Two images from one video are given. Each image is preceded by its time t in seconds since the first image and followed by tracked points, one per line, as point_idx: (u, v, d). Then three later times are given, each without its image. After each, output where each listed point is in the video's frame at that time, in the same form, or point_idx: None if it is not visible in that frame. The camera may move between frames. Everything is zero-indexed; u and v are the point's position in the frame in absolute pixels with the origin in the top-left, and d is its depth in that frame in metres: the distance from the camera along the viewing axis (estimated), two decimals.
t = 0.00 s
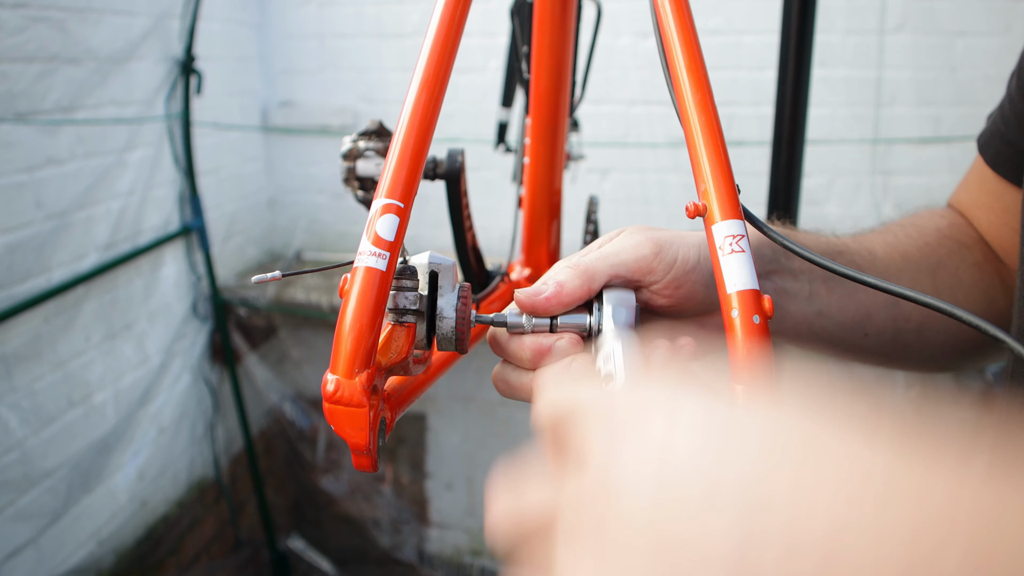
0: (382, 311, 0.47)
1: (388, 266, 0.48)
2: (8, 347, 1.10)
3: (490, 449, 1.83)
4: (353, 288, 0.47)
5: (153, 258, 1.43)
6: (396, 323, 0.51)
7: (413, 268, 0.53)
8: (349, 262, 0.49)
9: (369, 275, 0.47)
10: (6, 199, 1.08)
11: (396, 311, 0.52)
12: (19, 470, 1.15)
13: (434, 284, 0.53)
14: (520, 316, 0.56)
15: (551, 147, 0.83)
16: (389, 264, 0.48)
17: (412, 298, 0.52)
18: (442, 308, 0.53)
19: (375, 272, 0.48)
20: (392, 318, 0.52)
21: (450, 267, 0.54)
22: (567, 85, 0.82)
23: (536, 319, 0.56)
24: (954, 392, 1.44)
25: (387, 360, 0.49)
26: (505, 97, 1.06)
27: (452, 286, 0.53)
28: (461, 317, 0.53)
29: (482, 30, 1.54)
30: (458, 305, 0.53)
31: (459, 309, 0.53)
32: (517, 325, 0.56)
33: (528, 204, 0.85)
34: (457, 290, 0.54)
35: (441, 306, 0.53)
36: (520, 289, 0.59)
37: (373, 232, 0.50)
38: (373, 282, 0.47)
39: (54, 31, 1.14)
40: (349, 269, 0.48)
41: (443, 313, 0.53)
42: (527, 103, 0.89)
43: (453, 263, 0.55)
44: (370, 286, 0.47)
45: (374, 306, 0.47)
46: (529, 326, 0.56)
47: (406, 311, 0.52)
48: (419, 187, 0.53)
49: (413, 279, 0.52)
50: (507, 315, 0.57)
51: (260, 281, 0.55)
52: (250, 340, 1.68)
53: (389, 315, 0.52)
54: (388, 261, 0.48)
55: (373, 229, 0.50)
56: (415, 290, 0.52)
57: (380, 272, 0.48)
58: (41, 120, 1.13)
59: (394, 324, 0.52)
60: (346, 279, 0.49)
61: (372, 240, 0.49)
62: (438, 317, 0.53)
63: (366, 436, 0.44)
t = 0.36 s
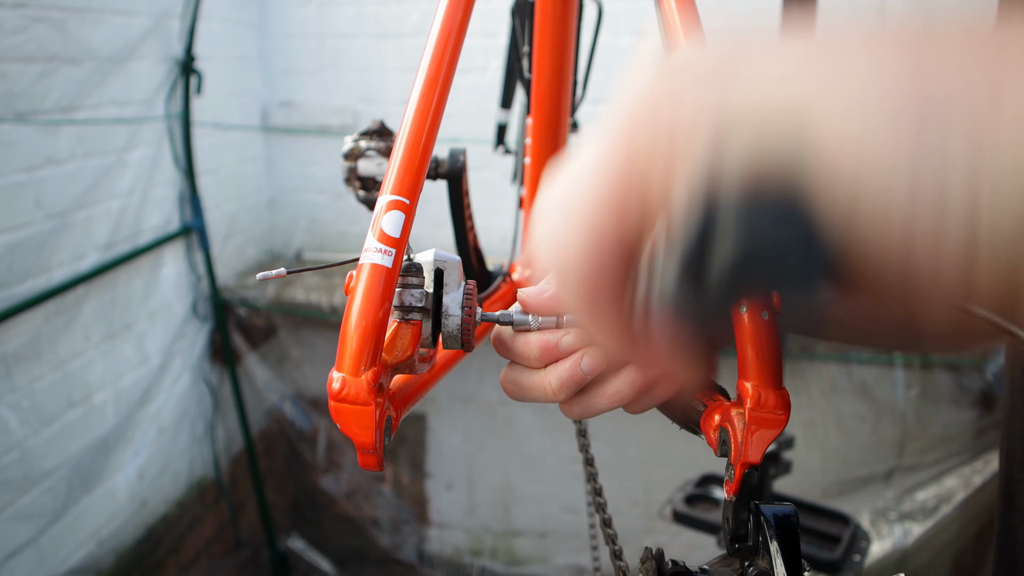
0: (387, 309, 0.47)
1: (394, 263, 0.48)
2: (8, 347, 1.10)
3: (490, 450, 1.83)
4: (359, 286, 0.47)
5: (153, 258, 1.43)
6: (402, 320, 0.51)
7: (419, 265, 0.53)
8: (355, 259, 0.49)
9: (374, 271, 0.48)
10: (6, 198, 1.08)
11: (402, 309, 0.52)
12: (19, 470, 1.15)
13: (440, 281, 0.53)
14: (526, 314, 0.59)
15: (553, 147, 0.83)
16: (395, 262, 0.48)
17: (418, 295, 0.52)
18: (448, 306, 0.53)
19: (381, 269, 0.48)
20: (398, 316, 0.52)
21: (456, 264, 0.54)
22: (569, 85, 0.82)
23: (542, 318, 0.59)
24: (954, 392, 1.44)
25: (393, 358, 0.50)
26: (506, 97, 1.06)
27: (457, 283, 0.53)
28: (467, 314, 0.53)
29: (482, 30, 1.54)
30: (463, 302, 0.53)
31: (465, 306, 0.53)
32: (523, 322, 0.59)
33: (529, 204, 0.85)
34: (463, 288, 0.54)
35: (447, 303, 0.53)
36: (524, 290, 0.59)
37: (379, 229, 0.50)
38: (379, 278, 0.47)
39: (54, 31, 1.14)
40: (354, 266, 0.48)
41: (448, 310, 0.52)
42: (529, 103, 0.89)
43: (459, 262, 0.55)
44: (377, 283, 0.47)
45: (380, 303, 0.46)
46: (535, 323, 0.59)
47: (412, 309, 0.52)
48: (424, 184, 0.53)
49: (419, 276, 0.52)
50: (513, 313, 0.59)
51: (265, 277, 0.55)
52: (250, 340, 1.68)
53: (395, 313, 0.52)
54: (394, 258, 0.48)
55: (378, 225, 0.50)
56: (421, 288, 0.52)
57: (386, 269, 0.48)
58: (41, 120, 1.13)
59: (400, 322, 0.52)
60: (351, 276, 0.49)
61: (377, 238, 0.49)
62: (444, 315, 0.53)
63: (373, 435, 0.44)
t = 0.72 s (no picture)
0: (389, 308, 0.47)
1: (396, 262, 0.48)
2: (8, 347, 1.10)
3: (490, 449, 1.83)
4: (360, 284, 0.47)
5: (153, 258, 1.43)
6: (404, 319, 0.51)
7: (420, 263, 0.52)
8: (357, 258, 0.49)
9: (376, 270, 0.47)
10: (5, 198, 1.08)
11: (404, 308, 0.52)
12: (19, 470, 1.15)
13: (442, 280, 0.54)
14: (527, 312, 0.59)
15: (554, 147, 0.83)
16: (397, 260, 0.48)
17: (421, 294, 0.51)
18: (450, 305, 0.55)
19: (382, 267, 0.47)
20: (400, 315, 0.52)
21: (458, 263, 0.55)
22: (570, 85, 0.82)
23: (545, 316, 0.58)
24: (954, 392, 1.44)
25: (395, 357, 0.49)
26: (506, 97, 1.07)
27: (459, 282, 0.54)
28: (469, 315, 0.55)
29: (482, 30, 1.54)
30: (465, 301, 0.55)
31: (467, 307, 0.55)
32: (525, 321, 0.59)
33: (530, 204, 0.85)
34: (464, 288, 0.55)
35: (449, 302, 0.54)
36: (471, 257, 0.63)
37: (380, 227, 0.50)
38: (381, 277, 0.47)
39: (54, 31, 1.14)
40: (356, 265, 0.48)
41: (451, 310, 0.54)
42: (529, 104, 0.89)
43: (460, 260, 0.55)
44: (378, 281, 0.47)
45: (382, 303, 0.46)
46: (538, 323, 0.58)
47: (413, 308, 0.52)
48: (426, 183, 0.53)
49: (422, 275, 0.52)
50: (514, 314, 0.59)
51: (266, 276, 0.54)
52: (250, 340, 1.68)
53: (397, 311, 0.52)
54: (396, 256, 0.48)
55: (380, 224, 0.50)
56: (422, 287, 0.52)
57: (388, 268, 0.48)
58: (41, 120, 1.13)
59: (402, 321, 0.52)
60: (354, 275, 0.49)
61: (379, 236, 0.49)
62: (446, 314, 0.55)
63: (375, 435, 0.44)
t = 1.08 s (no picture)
0: (381, 302, 0.47)
1: (388, 256, 0.48)
2: (8, 347, 1.10)
3: (490, 449, 1.83)
4: (353, 278, 0.47)
5: (154, 258, 1.43)
6: (397, 314, 0.51)
7: (413, 258, 0.52)
8: (349, 252, 0.49)
9: (368, 264, 0.47)
10: (6, 198, 1.08)
11: (397, 302, 0.52)
12: (19, 470, 1.15)
13: (435, 276, 0.54)
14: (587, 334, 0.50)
15: (552, 147, 0.83)
16: (390, 254, 0.48)
17: (413, 289, 0.51)
18: (443, 301, 0.55)
19: (375, 261, 0.47)
20: (393, 309, 0.52)
21: (450, 259, 0.55)
22: (567, 85, 0.82)
23: (607, 340, 0.49)
24: (954, 391, 1.44)
25: (388, 352, 0.49)
26: (506, 97, 1.06)
27: (451, 278, 0.54)
28: (461, 310, 0.55)
29: (482, 30, 1.54)
30: (458, 297, 0.55)
31: (459, 302, 0.55)
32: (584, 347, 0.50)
33: (528, 203, 0.85)
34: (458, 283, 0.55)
35: (442, 298, 0.54)
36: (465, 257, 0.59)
37: (374, 222, 0.50)
38: (372, 271, 0.47)
39: (54, 31, 1.14)
40: (349, 259, 0.48)
41: (444, 306, 0.54)
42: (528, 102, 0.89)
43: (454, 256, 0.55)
44: (371, 275, 0.47)
45: (375, 297, 0.46)
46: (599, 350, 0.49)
47: (406, 302, 0.52)
48: (418, 181, 0.53)
49: (414, 270, 0.52)
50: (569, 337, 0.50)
51: (258, 270, 0.54)
52: (250, 340, 1.68)
53: (390, 306, 0.52)
54: (388, 250, 0.48)
55: (373, 218, 0.50)
56: (415, 281, 0.52)
57: (380, 262, 0.48)
58: (41, 120, 1.13)
59: (395, 315, 0.52)
60: (346, 269, 0.49)
61: (372, 230, 0.49)
62: (439, 310, 0.55)
63: (366, 429, 0.44)
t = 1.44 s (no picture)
0: (378, 300, 0.47)
1: (386, 253, 0.48)
2: (8, 347, 1.10)
3: (490, 449, 1.83)
4: (350, 277, 0.47)
5: (153, 258, 1.43)
6: (395, 311, 0.52)
7: (411, 256, 0.53)
8: (347, 250, 0.49)
9: (365, 262, 0.47)
10: (6, 198, 1.08)
11: (394, 300, 0.52)
12: (19, 470, 1.15)
13: (433, 274, 0.55)
14: (659, 312, 0.29)
15: (550, 147, 0.83)
16: (387, 252, 0.48)
17: (411, 286, 0.52)
18: (440, 299, 0.56)
19: (372, 258, 0.48)
20: (391, 307, 0.53)
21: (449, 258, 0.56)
22: (566, 84, 0.82)
23: (687, 323, 0.29)
24: (954, 391, 1.44)
25: (385, 349, 0.49)
26: (505, 97, 1.06)
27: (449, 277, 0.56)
28: (459, 307, 0.56)
29: (482, 30, 1.54)
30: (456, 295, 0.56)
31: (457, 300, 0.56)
32: (655, 334, 0.29)
33: (527, 202, 0.85)
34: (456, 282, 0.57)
35: (439, 296, 0.55)
36: (455, 263, 0.55)
37: (371, 220, 0.50)
38: (369, 269, 0.47)
39: (54, 31, 1.14)
40: (347, 257, 0.48)
41: (441, 303, 0.55)
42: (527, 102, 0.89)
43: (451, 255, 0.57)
44: (368, 273, 0.47)
45: (371, 295, 0.46)
46: (676, 340, 0.29)
47: (404, 300, 0.53)
48: (416, 179, 0.53)
49: (412, 268, 0.53)
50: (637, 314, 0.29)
51: (257, 268, 0.53)
52: (250, 340, 1.68)
53: (388, 304, 0.52)
54: (386, 248, 0.48)
55: (371, 216, 0.50)
56: (412, 279, 0.53)
57: (378, 259, 0.48)
58: (41, 120, 1.13)
59: (393, 313, 0.52)
60: (343, 266, 0.49)
61: (370, 227, 0.49)
62: (437, 307, 0.56)
63: (364, 427, 0.44)
